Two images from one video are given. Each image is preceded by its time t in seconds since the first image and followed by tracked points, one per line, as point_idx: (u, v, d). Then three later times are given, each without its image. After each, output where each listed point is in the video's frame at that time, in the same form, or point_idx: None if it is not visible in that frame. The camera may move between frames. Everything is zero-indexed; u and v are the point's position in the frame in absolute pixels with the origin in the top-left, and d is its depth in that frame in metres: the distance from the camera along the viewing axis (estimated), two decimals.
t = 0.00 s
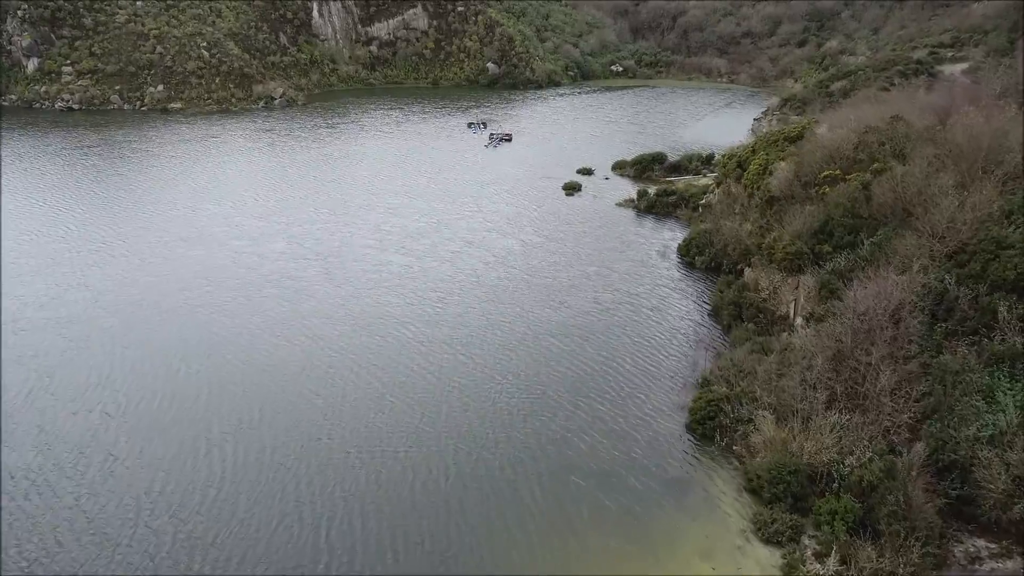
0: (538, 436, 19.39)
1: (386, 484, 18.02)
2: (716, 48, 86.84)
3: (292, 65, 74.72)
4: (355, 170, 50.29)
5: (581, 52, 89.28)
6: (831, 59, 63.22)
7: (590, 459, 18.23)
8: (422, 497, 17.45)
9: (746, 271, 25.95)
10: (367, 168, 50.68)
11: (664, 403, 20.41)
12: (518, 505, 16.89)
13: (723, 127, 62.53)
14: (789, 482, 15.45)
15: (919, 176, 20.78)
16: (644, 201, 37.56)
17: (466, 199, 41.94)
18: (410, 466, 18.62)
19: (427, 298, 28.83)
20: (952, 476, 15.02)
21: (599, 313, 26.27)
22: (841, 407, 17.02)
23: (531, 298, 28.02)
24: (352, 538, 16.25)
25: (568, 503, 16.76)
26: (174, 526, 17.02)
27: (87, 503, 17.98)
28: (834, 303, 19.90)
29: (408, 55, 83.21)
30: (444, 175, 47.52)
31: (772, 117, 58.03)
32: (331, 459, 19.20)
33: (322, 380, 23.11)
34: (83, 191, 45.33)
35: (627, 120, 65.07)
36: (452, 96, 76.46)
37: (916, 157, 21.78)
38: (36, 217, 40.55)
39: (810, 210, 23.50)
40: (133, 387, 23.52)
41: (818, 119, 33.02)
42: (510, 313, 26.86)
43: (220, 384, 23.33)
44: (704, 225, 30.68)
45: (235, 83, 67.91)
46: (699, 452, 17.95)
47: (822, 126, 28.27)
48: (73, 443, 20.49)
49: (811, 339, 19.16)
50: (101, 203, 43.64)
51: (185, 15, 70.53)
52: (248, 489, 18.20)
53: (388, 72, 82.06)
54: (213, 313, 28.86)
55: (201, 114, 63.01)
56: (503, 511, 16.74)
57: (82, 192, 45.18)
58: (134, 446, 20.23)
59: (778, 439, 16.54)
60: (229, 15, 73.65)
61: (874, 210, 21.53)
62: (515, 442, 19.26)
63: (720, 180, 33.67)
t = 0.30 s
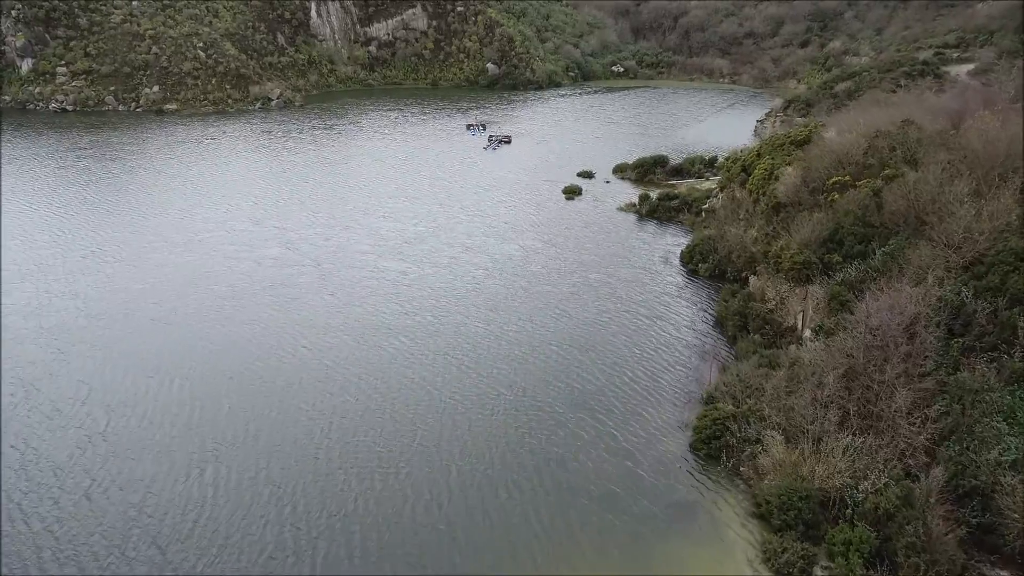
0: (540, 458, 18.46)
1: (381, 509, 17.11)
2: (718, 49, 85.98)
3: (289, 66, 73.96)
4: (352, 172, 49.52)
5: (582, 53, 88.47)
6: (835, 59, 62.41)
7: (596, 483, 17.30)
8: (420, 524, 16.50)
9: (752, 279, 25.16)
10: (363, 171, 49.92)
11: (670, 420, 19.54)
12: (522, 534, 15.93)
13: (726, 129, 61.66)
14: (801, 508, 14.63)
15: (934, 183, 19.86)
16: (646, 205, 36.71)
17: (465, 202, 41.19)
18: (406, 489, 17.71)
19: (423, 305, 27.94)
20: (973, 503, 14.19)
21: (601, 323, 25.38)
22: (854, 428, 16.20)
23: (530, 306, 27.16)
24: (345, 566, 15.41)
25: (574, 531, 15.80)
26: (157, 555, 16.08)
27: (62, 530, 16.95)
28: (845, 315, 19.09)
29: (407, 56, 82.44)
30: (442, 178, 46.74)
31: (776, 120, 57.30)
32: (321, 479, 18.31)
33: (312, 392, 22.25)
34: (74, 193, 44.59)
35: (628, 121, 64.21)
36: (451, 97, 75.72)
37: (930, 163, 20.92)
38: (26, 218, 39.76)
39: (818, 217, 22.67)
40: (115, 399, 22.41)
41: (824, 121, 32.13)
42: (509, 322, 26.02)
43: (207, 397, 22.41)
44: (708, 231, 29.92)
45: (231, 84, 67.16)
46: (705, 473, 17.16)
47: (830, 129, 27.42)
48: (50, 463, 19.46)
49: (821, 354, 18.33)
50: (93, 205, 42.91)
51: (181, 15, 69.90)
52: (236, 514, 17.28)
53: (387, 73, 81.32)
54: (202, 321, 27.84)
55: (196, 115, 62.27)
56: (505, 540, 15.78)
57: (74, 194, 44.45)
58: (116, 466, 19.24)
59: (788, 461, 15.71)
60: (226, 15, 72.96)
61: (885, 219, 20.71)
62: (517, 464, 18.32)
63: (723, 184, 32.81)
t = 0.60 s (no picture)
0: (542, 482, 17.56)
1: (373, 538, 16.19)
2: (719, 50, 85.15)
3: (287, 67, 73.13)
4: (349, 175, 48.71)
5: (583, 53, 87.63)
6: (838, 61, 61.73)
7: (601, 508, 16.44)
8: (416, 555, 15.58)
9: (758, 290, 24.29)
10: (360, 173, 49.10)
11: (675, 441, 18.69)
12: (524, 566, 15.02)
13: (728, 131, 60.81)
14: (814, 540, 13.78)
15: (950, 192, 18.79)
16: (648, 210, 35.86)
17: (463, 206, 40.39)
18: (400, 516, 16.83)
19: (417, 315, 27.06)
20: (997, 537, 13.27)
21: (602, 335, 24.52)
22: (869, 454, 15.34)
23: (528, 316, 26.26)
24: None
25: (578, 563, 14.91)
26: None
27: (34, 560, 15.94)
28: (857, 331, 18.24)
29: (406, 57, 81.63)
30: (440, 181, 45.93)
31: (780, 123, 56.58)
32: (310, 505, 17.38)
33: (303, 407, 21.43)
34: (65, 196, 43.70)
35: (629, 123, 63.34)
36: (450, 98, 74.94)
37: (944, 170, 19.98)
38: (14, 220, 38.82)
39: (827, 226, 21.79)
40: (96, 417, 21.38)
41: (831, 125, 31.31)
42: (508, 333, 25.14)
43: (194, 413, 21.51)
44: (712, 238, 29.12)
45: (227, 86, 66.31)
46: (712, 498, 16.33)
47: (838, 134, 26.54)
48: (24, 485, 18.45)
49: (832, 373, 17.48)
50: (83, 208, 42.02)
51: (177, 15, 69.13)
52: (223, 540, 16.44)
53: (386, 74, 80.49)
54: (188, 331, 26.74)
55: (191, 117, 61.42)
56: (507, 574, 14.85)
57: (64, 197, 43.57)
58: (95, 489, 18.30)
59: (800, 489, 14.85)
60: (223, 15, 72.15)
61: (899, 229, 19.82)
62: (517, 488, 17.45)
63: (727, 190, 31.93)
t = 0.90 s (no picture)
0: (547, 507, 16.72)
1: (367, 570, 15.29)
2: (721, 50, 84.25)
3: (284, 67, 72.26)
4: (345, 178, 47.75)
5: (584, 54, 86.72)
6: (841, 61, 60.88)
7: (605, 534, 15.72)
8: None
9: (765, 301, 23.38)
10: (357, 176, 48.20)
11: (682, 462, 17.84)
12: None
13: (731, 134, 60.01)
14: None
15: (968, 202, 17.80)
16: (650, 216, 34.97)
17: (461, 209, 39.42)
18: (396, 546, 15.95)
19: (411, 326, 26.14)
20: None
21: (604, 347, 23.68)
22: (887, 484, 14.47)
23: (527, 328, 25.38)
24: None
25: None
26: None
27: None
28: (871, 349, 17.35)
29: (405, 57, 80.73)
30: (438, 184, 44.98)
31: (784, 125, 55.75)
32: (301, 533, 16.51)
33: (292, 426, 20.61)
34: (54, 200, 42.74)
35: (631, 125, 62.44)
36: (449, 99, 74.04)
37: (961, 178, 18.98)
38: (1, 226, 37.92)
39: (838, 236, 20.87)
40: (75, 438, 20.43)
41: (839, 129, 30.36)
42: (505, 346, 24.25)
43: (180, 431, 20.66)
44: (717, 246, 28.23)
45: (223, 87, 65.40)
46: (721, 528, 15.49)
47: (846, 139, 25.57)
48: None
49: (846, 394, 16.55)
50: (72, 212, 41.08)
51: (173, 15, 68.34)
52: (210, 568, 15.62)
53: (384, 75, 79.61)
54: (176, 344, 25.81)
55: (187, 119, 60.52)
56: None
57: (53, 201, 42.64)
58: (74, 514, 17.42)
59: (813, 522, 14.01)
60: (220, 15, 71.32)
61: (913, 240, 18.88)
62: (517, 512, 16.71)
63: (732, 195, 31.04)
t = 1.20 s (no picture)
0: (551, 540, 15.80)
1: None
2: (723, 50, 83.70)
3: (281, 69, 71.27)
4: (341, 181, 46.65)
5: (584, 55, 85.74)
6: (847, 62, 59.79)
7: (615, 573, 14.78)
8: None
9: (776, 316, 22.37)
10: (352, 178, 47.10)
11: (690, 491, 16.85)
12: None
13: (735, 136, 58.90)
14: None
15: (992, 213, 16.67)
16: (652, 223, 33.93)
17: (458, 214, 38.29)
18: None
19: (405, 339, 25.06)
20: None
21: (608, 363, 22.66)
22: (912, 524, 13.46)
23: (527, 341, 24.33)
24: None
25: None
26: None
27: None
28: (889, 372, 16.31)
29: (404, 58, 79.68)
30: (435, 188, 43.87)
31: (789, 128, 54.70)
32: (289, 570, 15.46)
33: (281, 447, 19.59)
34: (41, 203, 41.66)
35: (632, 127, 61.40)
36: (448, 101, 72.99)
37: (983, 187, 17.86)
38: None
39: (852, 249, 19.80)
40: (48, 464, 19.28)
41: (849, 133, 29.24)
42: (504, 361, 23.20)
43: (161, 452, 19.63)
44: (723, 256, 27.21)
45: (218, 89, 64.37)
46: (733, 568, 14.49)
47: (858, 145, 24.53)
48: None
49: (865, 421, 15.48)
50: (58, 215, 39.98)
51: (168, 16, 67.37)
52: None
53: (383, 76, 78.56)
54: (158, 360, 24.59)
55: (181, 121, 59.50)
56: None
57: (39, 204, 41.56)
58: (46, 547, 16.38)
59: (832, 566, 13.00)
60: (216, 16, 70.33)
61: (933, 254, 17.80)
62: (519, 545, 15.77)
63: (738, 202, 29.97)
